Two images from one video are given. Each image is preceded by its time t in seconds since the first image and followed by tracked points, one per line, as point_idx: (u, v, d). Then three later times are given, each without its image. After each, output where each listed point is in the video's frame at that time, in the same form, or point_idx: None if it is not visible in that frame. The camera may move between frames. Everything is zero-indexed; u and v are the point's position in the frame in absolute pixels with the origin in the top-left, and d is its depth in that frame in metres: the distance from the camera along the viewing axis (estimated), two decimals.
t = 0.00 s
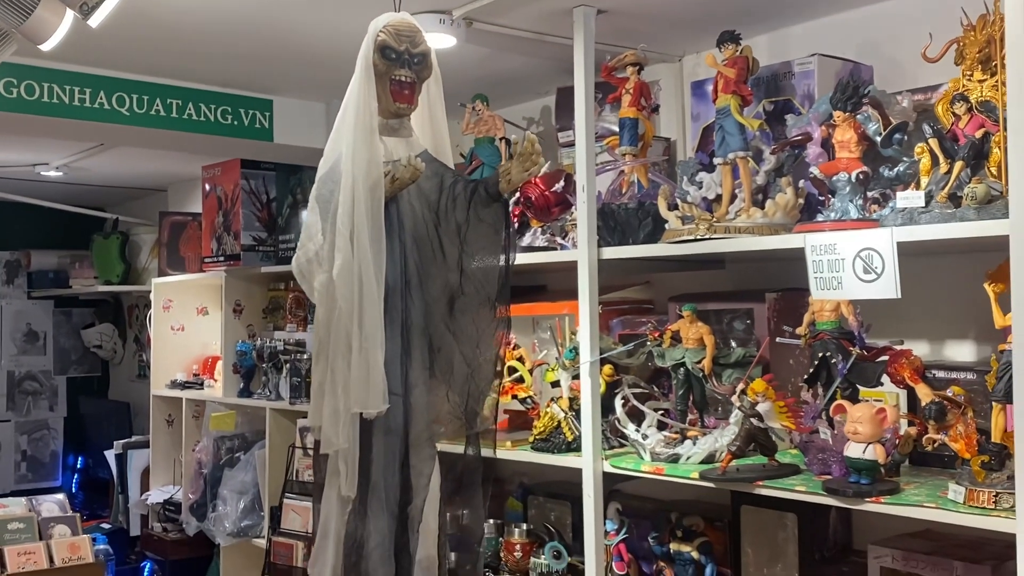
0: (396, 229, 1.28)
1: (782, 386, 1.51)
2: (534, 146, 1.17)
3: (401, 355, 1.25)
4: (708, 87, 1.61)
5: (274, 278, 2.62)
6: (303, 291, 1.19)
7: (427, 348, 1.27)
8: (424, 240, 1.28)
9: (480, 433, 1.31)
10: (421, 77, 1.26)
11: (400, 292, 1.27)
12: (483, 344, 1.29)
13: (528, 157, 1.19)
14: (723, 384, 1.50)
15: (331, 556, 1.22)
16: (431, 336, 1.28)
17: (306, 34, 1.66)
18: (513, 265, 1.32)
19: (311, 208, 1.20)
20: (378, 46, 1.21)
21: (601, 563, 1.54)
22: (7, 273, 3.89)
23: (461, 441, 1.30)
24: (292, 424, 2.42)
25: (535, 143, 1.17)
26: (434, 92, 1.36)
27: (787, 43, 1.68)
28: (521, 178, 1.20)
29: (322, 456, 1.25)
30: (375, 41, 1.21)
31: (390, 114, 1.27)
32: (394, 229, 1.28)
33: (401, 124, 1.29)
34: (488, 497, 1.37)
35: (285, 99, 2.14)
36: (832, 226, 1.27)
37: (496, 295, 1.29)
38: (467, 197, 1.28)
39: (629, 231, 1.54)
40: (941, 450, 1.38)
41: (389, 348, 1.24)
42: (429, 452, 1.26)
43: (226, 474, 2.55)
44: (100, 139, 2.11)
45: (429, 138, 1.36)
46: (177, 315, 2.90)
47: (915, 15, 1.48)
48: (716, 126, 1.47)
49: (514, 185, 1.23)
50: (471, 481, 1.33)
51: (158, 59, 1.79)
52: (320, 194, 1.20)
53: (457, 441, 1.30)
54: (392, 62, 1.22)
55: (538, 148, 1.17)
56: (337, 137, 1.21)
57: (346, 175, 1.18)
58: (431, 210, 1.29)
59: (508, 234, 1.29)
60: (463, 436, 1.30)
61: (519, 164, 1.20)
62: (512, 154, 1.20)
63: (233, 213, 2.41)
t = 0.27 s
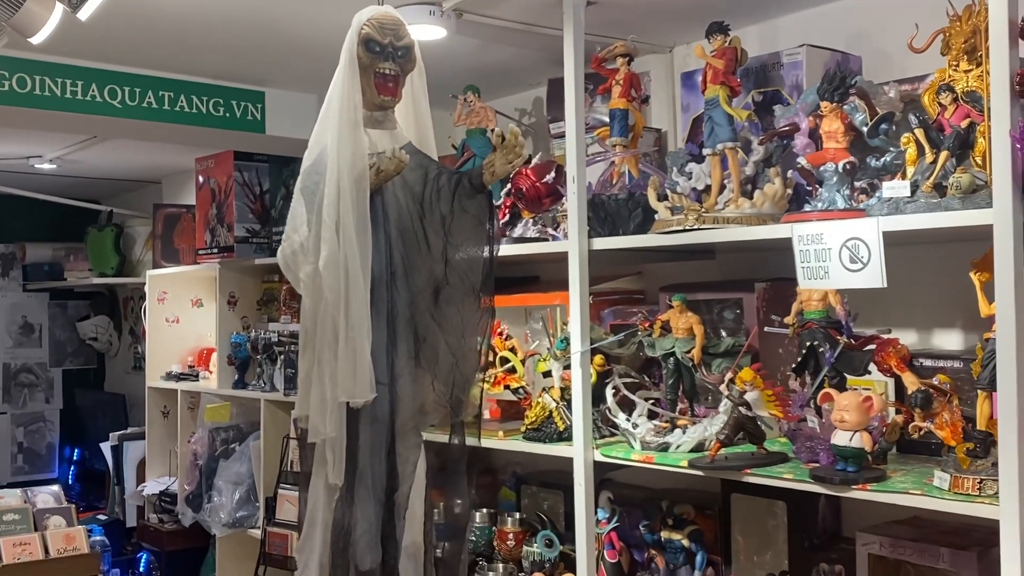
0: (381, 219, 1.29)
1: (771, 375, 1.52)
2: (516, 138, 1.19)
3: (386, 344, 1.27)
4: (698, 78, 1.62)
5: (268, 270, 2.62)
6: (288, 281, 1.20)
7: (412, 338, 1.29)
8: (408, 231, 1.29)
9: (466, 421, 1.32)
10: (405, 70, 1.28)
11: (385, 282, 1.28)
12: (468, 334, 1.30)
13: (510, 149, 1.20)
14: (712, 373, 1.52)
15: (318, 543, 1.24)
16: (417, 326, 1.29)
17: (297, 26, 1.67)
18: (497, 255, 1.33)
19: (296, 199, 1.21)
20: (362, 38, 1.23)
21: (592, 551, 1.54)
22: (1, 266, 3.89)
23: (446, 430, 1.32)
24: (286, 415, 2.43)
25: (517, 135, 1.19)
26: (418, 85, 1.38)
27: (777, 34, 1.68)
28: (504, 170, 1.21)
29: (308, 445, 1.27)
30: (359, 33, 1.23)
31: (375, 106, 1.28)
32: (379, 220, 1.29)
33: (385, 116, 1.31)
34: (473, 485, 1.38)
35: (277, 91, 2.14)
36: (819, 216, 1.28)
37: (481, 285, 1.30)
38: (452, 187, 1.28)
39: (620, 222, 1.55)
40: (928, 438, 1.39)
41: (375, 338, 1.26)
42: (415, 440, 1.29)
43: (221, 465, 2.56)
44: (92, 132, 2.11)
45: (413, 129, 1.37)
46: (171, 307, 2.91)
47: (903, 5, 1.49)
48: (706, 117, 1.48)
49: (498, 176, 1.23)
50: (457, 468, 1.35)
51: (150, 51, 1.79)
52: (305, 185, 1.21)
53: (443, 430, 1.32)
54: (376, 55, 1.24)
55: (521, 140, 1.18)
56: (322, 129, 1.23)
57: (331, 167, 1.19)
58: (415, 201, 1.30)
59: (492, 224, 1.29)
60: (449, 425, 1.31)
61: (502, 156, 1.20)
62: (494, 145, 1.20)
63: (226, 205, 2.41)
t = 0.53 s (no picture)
0: (367, 208, 1.29)
1: (760, 363, 1.54)
2: (503, 128, 1.20)
3: (373, 333, 1.27)
4: (688, 67, 1.62)
5: (260, 261, 2.62)
6: (273, 271, 1.20)
7: (399, 327, 1.29)
8: (394, 220, 1.29)
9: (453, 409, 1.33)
10: (390, 59, 1.28)
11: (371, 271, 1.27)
12: (455, 323, 1.31)
13: (497, 138, 1.21)
14: (702, 362, 1.53)
15: (306, 533, 1.23)
16: (403, 315, 1.29)
17: (286, 15, 1.66)
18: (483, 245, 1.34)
19: (281, 188, 1.21)
20: (347, 27, 1.23)
21: (582, 540, 1.54)
22: None
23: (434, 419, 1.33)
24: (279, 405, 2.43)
25: (504, 125, 1.20)
26: (403, 74, 1.37)
27: (767, 23, 1.68)
28: (490, 160, 1.21)
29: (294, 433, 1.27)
30: (343, 22, 1.23)
31: (360, 95, 1.28)
32: (365, 209, 1.29)
33: (370, 105, 1.30)
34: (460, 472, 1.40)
35: (268, 81, 2.14)
36: (809, 204, 1.28)
37: (468, 275, 1.31)
38: (438, 177, 1.29)
39: (611, 212, 1.55)
40: (917, 426, 1.40)
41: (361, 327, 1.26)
42: (402, 429, 1.29)
43: (215, 456, 2.57)
44: (82, 123, 2.11)
45: (398, 118, 1.37)
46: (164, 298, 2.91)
47: None
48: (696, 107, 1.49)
49: (484, 166, 1.23)
50: (443, 456, 1.36)
51: (139, 41, 1.79)
52: (290, 174, 1.20)
53: (431, 419, 1.33)
54: (361, 44, 1.24)
55: (508, 130, 1.20)
56: (306, 117, 1.22)
57: (317, 156, 1.19)
58: (401, 190, 1.30)
59: (479, 215, 1.30)
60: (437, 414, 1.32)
61: (488, 146, 1.21)
62: (481, 135, 1.21)
63: (217, 195, 2.41)
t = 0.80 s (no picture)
0: (360, 204, 1.27)
1: (753, 356, 1.56)
2: (495, 124, 1.22)
3: (366, 328, 1.27)
4: (681, 61, 1.63)
5: (254, 255, 2.62)
6: (266, 266, 1.20)
7: (391, 322, 1.29)
8: (387, 216, 1.29)
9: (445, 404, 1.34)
10: (382, 55, 1.28)
11: (363, 266, 1.27)
12: (447, 318, 1.32)
13: (489, 134, 1.23)
14: (695, 355, 1.52)
15: (297, 528, 1.25)
16: (396, 310, 1.29)
17: (279, 9, 1.66)
18: (474, 240, 1.35)
19: (274, 184, 1.21)
20: (340, 22, 1.23)
21: (576, 533, 1.54)
22: None
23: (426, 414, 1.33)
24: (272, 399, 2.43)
25: (496, 122, 1.22)
26: (395, 69, 1.37)
27: (760, 17, 1.68)
28: (483, 155, 1.24)
29: (287, 427, 1.28)
30: (335, 18, 1.23)
31: (352, 90, 1.28)
32: (358, 205, 1.27)
33: (362, 101, 1.30)
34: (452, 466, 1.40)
35: (261, 74, 2.13)
36: (801, 198, 1.29)
37: (460, 270, 1.32)
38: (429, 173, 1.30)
39: (604, 206, 1.55)
40: (909, 418, 1.41)
41: (354, 322, 1.26)
42: (395, 423, 1.29)
43: (209, 449, 2.57)
44: (75, 116, 2.10)
45: (390, 113, 1.37)
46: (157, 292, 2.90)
47: None
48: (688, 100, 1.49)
49: (476, 161, 1.26)
50: (437, 451, 1.35)
51: (131, 35, 1.78)
52: (283, 170, 1.20)
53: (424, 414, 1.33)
54: (353, 40, 1.24)
55: (500, 126, 1.21)
56: (299, 112, 1.22)
57: (309, 151, 1.19)
58: (394, 185, 1.30)
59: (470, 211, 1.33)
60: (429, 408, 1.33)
61: (481, 142, 1.24)
62: (473, 131, 1.23)
63: (211, 189, 2.40)
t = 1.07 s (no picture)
0: (357, 196, 1.28)
1: (747, 348, 1.58)
2: (492, 117, 1.21)
3: (363, 320, 1.27)
4: (675, 54, 1.63)
5: (248, 249, 2.62)
6: (264, 259, 1.20)
7: (388, 314, 1.29)
8: (384, 208, 1.29)
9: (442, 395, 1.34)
10: (380, 48, 1.28)
11: (360, 258, 1.27)
12: (444, 310, 1.32)
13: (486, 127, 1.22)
14: (689, 347, 1.54)
15: (295, 516, 1.24)
16: (393, 302, 1.30)
17: (273, 2, 1.65)
18: (470, 233, 1.35)
19: (271, 176, 1.21)
20: (336, 15, 1.23)
21: (571, 525, 1.55)
22: None
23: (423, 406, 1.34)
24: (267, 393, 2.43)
25: (493, 114, 1.21)
26: (392, 62, 1.37)
27: (754, 10, 1.69)
28: (480, 148, 1.23)
29: (283, 420, 1.27)
30: (332, 10, 1.23)
31: (349, 83, 1.28)
32: (354, 197, 1.28)
33: (359, 94, 1.30)
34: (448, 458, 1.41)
35: (255, 68, 2.13)
36: (795, 191, 1.29)
37: (456, 262, 1.32)
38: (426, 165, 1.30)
39: (599, 199, 1.55)
40: (901, 410, 1.42)
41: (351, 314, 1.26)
42: (392, 415, 1.29)
43: (204, 443, 2.57)
44: (68, 110, 2.09)
45: (387, 107, 1.37)
46: (151, 286, 2.90)
47: None
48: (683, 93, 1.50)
49: (473, 154, 1.25)
50: (432, 443, 1.37)
51: (125, 28, 1.77)
52: (280, 163, 1.20)
53: (420, 406, 1.34)
54: (350, 32, 1.24)
55: (496, 118, 1.20)
56: (296, 104, 1.22)
57: (306, 143, 1.19)
58: (391, 178, 1.30)
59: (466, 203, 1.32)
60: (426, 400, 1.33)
61: (478, 135, 1.23)
62: (469, 124, 1.22)
63: (205, 183, 2.40)
